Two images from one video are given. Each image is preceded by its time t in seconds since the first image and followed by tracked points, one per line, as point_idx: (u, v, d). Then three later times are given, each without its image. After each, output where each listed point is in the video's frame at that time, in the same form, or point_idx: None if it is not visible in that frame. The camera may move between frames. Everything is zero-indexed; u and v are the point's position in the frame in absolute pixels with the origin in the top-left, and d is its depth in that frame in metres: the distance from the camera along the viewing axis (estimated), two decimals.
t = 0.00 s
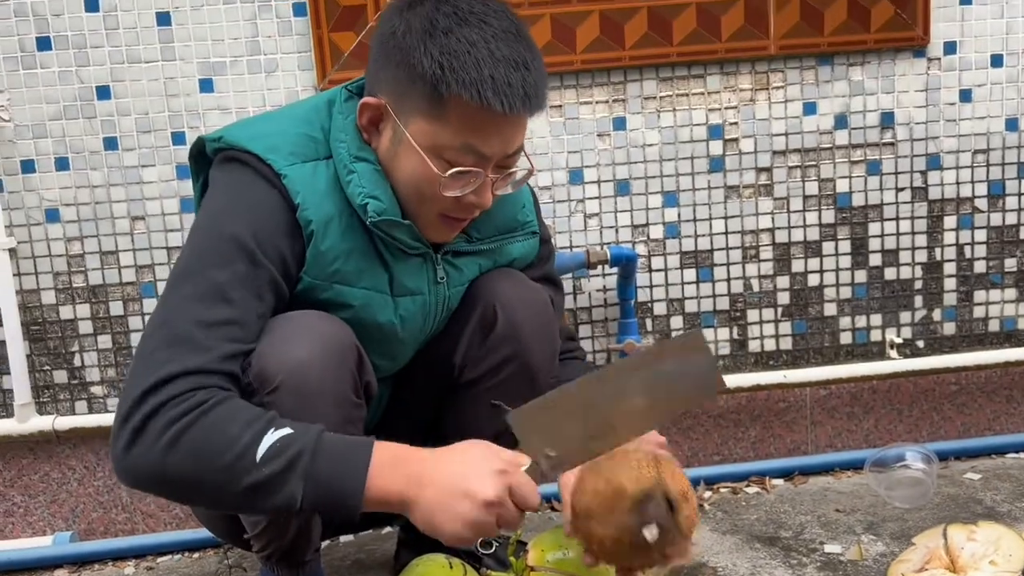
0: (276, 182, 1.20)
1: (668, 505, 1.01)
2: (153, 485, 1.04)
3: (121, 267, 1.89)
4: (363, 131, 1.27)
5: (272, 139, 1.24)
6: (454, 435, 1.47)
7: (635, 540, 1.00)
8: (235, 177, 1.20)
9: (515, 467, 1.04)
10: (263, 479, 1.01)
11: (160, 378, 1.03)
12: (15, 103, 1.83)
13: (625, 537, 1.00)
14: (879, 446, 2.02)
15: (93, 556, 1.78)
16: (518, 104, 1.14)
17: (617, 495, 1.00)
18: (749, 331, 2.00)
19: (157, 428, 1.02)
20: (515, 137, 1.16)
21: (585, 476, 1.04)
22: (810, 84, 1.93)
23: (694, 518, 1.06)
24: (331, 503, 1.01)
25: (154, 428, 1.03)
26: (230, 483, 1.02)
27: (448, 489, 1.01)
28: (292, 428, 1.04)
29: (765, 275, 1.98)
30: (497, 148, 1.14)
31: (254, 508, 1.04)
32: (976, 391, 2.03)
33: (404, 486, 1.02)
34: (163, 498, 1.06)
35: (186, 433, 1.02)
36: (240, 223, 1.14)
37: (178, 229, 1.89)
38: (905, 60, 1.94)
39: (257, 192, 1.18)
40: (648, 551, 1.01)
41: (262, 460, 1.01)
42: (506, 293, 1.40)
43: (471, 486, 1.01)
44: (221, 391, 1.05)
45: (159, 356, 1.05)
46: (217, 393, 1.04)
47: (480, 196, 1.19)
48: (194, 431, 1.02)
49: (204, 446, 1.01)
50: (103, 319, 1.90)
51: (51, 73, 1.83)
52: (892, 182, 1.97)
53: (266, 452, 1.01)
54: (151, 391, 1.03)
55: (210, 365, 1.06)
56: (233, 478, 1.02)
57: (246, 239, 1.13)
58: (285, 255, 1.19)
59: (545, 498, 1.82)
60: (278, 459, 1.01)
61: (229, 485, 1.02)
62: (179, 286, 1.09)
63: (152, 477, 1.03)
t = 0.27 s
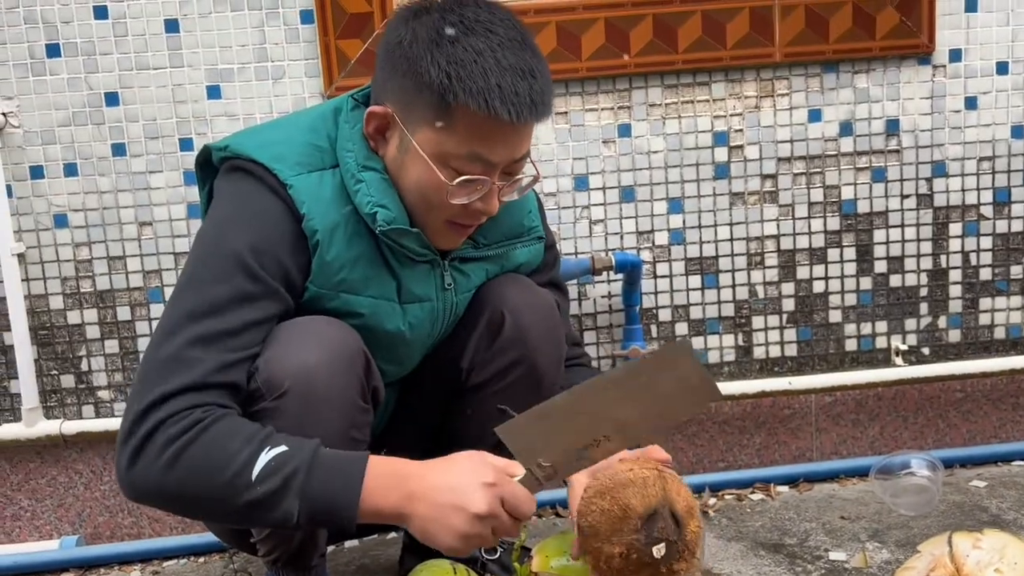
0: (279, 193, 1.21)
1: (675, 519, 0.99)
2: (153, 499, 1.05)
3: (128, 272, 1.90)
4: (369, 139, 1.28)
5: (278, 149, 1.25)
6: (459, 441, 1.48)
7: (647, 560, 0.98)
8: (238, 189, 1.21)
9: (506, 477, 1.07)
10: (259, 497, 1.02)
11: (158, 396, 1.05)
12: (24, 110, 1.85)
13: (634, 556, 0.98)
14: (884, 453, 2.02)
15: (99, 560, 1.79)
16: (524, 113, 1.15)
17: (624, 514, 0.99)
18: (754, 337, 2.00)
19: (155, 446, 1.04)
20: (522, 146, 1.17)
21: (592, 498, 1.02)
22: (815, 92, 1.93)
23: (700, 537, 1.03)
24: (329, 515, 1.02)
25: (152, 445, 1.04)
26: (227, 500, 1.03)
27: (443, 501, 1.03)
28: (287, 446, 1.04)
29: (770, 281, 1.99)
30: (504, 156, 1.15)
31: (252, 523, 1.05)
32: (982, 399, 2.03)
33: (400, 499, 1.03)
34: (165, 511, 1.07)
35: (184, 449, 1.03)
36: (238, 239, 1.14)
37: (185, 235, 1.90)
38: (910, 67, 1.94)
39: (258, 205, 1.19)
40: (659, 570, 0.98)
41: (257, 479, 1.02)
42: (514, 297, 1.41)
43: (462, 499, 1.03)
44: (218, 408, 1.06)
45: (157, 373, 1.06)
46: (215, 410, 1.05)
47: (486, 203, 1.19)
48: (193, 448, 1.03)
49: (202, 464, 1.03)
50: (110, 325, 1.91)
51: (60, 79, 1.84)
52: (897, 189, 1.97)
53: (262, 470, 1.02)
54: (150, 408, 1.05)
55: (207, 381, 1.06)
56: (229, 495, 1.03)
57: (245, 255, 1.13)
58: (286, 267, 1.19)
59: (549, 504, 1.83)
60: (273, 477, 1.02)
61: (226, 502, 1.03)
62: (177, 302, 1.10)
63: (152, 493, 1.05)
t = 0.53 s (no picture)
0: (284, 192, 1.22)
1: (662, 502, 1.07)
2: (161, 492, 1.06)
3: (135, 270, 1.91)
4: (376, 140, 1.28)
5: (284, 149, 1.25)
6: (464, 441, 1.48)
7: (636, 536, 1.07)
8: (243, 188, 1.22)
9: (521, 462, 1.06)
10: (265, 481, 1.02)
11: (164, 387, 1.05)
12: (32, 108, 1.85)
13: (622, 530, 1.07)
14: (889, 456, 2.02)
15: (104, 557, 1.79)
16: (532, 121, 1.15)
17: (616, 490, 1.09)
18: (760, 339, 2.00)
19: (161, 437, 1.04)
20: (528, 154, 1.17)
21: (589, 477, 1.12)
22: (822, 93, 1.93)
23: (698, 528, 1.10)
24: (336, 501, 1.02)
25: (158, 437, 1.05)
26: (233, 487, 1.03)
27: (454, 481, 1.03)
28: (293, 431, 1.05)
29: (776, 283, 1.98)
30: (510, 164, 1.15)
31: (260, 512, 1.05)
32: (988, 402, 2.02)
33: (411, 479, 1.03)
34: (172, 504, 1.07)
35: (190, 439, 1.03)
36: (244, 234, 1.15)
37: (192, 233, 1.91)
38: (918, 69, 1.93)
39: (263, 202, 1.19)
40: (649, 549, 1.07)
41: (263, 463, 1.02)
42: (520, 298, 1.41)
43: (474, 482, 1.03)
44: (223, 398, 1.07)
45: (164, 363, 1.06)
46: (220, 399, 1.06)
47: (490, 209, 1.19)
48: (199, 436, 1.03)
49: (208, 452, 1.03)
50: (117, 323, 1.92)
51: (68, 78, 1.85)
52: (904, 191, 1.97)
53: (267, 454, 1.03)
54: (156, 400, 1.05)
55: (212, 373, 1.07)
56: (235, 483, 1.03)
57: (251, 249, 1.14)
58: (291, 264, 1.20)
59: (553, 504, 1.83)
60: (279, 461, 1.02)
61: (233, 489, 1.03)
62: (183, 297, 1.11)
63: (159, 487, 1.05)
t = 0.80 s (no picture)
0: (292, 184, 1.22)
1: (685, 506, 0.98)
2: (174, 483, 1.05)
3: (140, 263, 1.91)
4: (380, 132, 1.28)
5: (289, 141, 1.25)
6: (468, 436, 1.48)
7: (645, 528, 0.98)
8: (251, 178, 1.22)
9: (530, 462, 1.05)
10: (281, 478, 1.02)
11: (177, 380, 1.05)
12: (39, 100, 1.86)
13: (635, 519, 0.98)
14: (893, 454, 2.01)
15: (108, 549, 1.80)
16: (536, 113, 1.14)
17: (643, 476, 0.99)
18: (764, 336, 2.00)
19: (175, 429, 1.04)
20: (532, 146, 1.16)
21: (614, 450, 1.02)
22: (828, 90, 1.92)
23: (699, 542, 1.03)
24: (352, 499, 1.02)
25: (172, 429, 1.04)
26: (248, 482, 1.03)
27: (464, 482, 1.02)
28: (308, 428, 1.05)
29: (781, 280, 1.98)
30: (513, 157, 1.15)
31: (274, 507, 1.05)
32: (993, 401, 2.02)
33: (423, 478, 1.03)
34: (183, 495, 1.07)
35: (205, 432, 1.03)
36: (255, 225, 1.15)
37: (196, 227, 1.91)
38: (925, 66, 1.92)
39: (273, 192, 1.20)
40: (650, 543, 0.99)
41: (279, 460, 1.02)
42: (522, 294, 1.41)
43: (484, 483, 1.02)
44: (237, 392, 1.06)
45: (179, 354, 1.06)
46: (237, 394, 1.06)
47: (493, 201, 1.19)
48: (215, 429, 1.03)
49: (222, 445, 1.03)
50: (122, 315, 1.92)
51: (75, 70, 1.85)
52: (911, 189, 1.96)
53: (283, 451, 1.03)
54: (169, 392, 1.05)
55: (225, 365, 1.07)
56: (250, 478, 1.03)
57: (262, 240, 1.15)
58: (301, 255, 1.20)
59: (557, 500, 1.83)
60: (294, 458, 1.02)
61: (247, 485, 1.03)
62: (195, 288, 1.10)
63: (172, 478, 1.05)
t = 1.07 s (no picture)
0: (291, 173, 1.21)
1: (686, 509, 0.99)
2: (165, 474, 1.06)
3: (143, 248, 1.91)
4: (383, 119, 1.27)
5: (292, 128, 1.25)
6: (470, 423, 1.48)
7: (648, 534, 0.99)
8: (250, 167, 1.21)
9: (512, 453, 1.03)
10: (269, 475, 1.02)
11: (169, 372, 1.05)
12: (42, 84, 1.85)
13: (637, 524, 0.99)
14: (895, 445, 2.01)
15: (110, 533, 1.81)
16: (541, 96, 1.14)
17: (642, 480, 0.99)
18: (767, 327, 1.99)
19: (166, 421, 1.04)
20: (538, 130, 1.16)
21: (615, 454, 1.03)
22: (835, 80, 1.91)
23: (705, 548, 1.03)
24: (340, 495, 1.02)
25: (163, 421, 1.05)
26: (235, 478, 1.03)
27: (447, 479, 1.02)
28: (298, 426, 1.04)
29: (784, 271, 1.97)
30: (519, 141, 1.14)
31: (263, 501, 1.05)
32: (995, 393, 2.01)
33: (406, 476, 1.03)
34: (174, 486, 1.08)
35: (196, 426, 1.03)
36: (250, 215, 1.15)
37: (200, 212, 1.91)
38: (933, 57, 1.91)
39: (270, 182, 1.19)
40: (652, 548, 1.00)
41: (266, 457, 1.02)
42: (527, 281, 1.40)
43: (467, 478, 1.01)
44: (229, 387, 1.06)
45: (172, 347, 1.06)
46: (228, 388, 1.06)
47: (499, 187, 1.18)
48: (206, 424, 1.03)
49: (211, 440, 1.03)
50: (125, 300, 1.93)
51: (78, 54, 1.84)
52: (916, 180, 1.95)
53: (271, 448, 1.03)
54: (161, 384, 1.05)
55: (217, 358, 1.07)
56: (238, 474, 1.03)
57: (257, 231, 1.14)
58: (298, 247, 1.20)
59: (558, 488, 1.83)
60: (282, 456, 1.02)
61: (234, 480, 1.03)
62: (190, 280, 1.11)
63: (162, 469, 1.06)
